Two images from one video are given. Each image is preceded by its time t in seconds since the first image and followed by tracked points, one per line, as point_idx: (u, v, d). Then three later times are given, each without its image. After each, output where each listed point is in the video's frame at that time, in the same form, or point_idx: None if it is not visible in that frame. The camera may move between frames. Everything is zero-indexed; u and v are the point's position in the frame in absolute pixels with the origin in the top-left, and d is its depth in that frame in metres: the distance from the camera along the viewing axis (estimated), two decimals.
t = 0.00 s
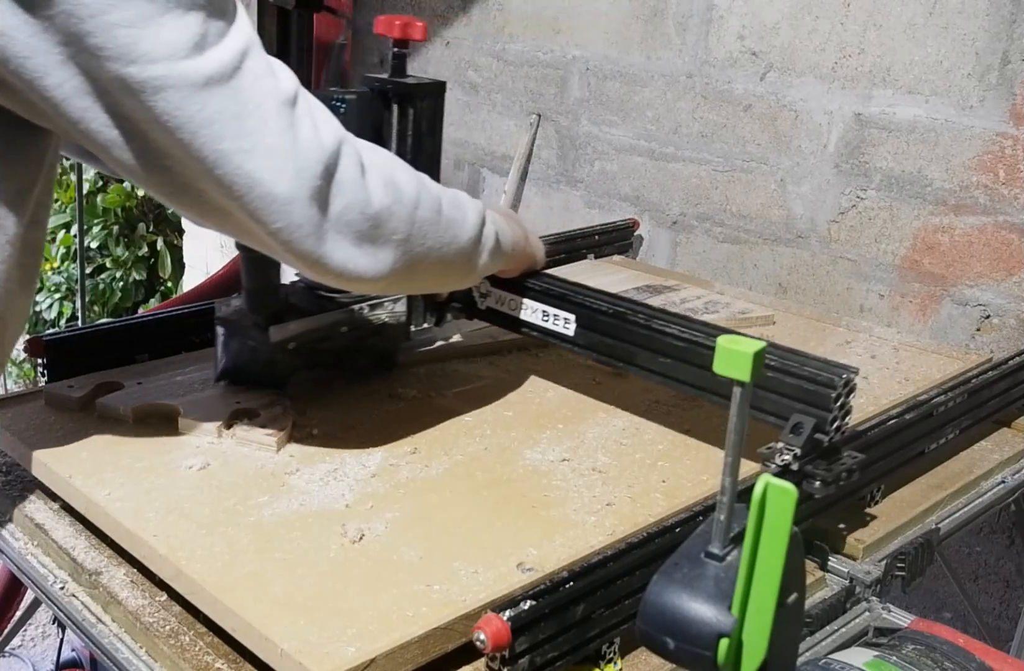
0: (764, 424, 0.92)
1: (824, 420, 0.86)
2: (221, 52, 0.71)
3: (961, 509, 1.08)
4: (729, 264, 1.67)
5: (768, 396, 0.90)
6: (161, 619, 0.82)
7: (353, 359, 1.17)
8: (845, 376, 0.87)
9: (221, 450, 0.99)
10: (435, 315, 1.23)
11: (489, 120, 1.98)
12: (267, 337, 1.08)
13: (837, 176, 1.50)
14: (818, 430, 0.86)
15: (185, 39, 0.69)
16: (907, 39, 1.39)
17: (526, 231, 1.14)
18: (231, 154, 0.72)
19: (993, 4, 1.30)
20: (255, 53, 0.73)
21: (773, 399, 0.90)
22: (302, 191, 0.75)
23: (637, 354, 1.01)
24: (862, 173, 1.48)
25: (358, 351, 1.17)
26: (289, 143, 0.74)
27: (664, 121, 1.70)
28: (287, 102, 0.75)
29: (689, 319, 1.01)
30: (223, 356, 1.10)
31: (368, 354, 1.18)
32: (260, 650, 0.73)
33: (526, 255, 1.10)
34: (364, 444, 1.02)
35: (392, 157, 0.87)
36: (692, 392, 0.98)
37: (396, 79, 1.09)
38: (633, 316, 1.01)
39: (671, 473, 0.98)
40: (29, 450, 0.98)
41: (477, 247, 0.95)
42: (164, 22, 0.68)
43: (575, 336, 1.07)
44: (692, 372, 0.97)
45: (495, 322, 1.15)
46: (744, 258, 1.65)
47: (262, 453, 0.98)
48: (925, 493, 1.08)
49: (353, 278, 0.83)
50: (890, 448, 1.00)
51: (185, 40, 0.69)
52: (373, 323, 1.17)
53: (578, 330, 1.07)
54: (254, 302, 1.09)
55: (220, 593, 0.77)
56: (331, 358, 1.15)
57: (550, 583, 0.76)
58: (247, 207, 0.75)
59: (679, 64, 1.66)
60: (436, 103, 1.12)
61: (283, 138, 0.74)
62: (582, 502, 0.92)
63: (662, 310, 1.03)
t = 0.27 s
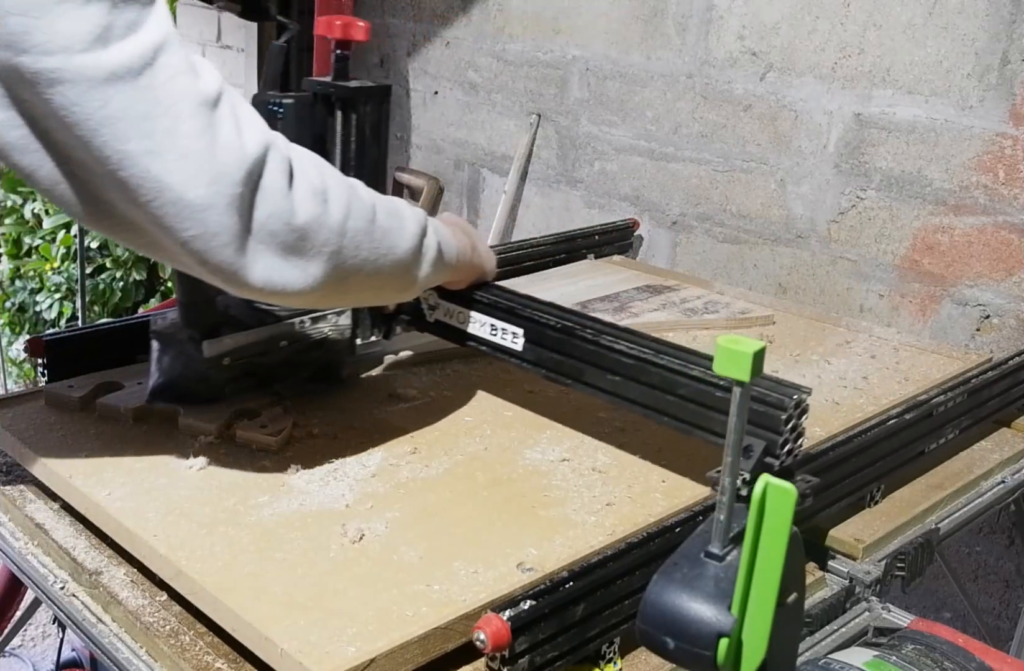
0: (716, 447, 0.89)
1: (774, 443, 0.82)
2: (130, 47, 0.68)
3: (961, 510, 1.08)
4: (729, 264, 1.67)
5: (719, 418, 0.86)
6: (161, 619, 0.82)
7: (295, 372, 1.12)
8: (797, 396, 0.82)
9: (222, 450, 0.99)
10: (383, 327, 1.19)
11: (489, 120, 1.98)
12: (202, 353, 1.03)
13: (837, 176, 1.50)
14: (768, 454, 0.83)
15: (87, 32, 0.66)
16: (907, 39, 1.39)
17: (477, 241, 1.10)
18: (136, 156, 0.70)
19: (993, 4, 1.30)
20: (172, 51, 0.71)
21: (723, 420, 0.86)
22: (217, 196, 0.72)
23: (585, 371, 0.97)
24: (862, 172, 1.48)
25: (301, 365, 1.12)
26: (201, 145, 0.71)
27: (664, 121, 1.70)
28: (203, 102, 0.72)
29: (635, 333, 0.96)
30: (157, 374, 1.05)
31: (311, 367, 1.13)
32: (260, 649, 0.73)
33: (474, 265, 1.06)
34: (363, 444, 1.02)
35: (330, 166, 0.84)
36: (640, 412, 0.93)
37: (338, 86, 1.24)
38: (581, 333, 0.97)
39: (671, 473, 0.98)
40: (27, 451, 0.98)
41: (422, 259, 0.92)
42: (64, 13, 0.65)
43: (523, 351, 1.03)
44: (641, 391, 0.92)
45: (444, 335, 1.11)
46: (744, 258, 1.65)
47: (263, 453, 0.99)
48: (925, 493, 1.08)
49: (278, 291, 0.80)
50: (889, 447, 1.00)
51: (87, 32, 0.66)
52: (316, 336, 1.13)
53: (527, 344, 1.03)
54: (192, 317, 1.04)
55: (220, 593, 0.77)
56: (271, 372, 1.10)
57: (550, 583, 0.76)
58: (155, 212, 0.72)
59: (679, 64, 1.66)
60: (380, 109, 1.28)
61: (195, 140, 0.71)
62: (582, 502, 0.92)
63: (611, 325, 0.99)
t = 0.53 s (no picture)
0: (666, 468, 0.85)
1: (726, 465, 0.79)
2: (38, 42, 0.66)
3: (961, 510, 1.08)
4: (729, 264, 1.67)
5: (670, 438, 0.83)
6: (161, 619, 0.82)
7: (242, 388, 1.07)
8: (753, 415, 0.79)
9: (222, 450, 0.99)
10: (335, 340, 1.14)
11: (489, 120, 1.98)
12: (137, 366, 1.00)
13: (837, 176, 1.51)
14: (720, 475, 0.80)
15: None
16: (907, 39, 1.40)
17: (428, 253, 1.06)
18: (43, 155, 0.67)
19: (993, 4, 1.31)
20: (85, 47, 0.68)
21: (674, 439, 0.83)
22: (132, 200, 0.70)
23: (536, 387, 0.93)
24: (862, 173, 1.48)
25: (247, 380, 1.06)
26: (117, 146, 0.69)
27: (664, 121, 1.70)
28: (120, 101, 0.69)
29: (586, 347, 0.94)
30: (96, 391, 1.01)
31: (257, 382, 1.07)
32: (260, 649, 0.73)
33: (424, 278, 1.03)
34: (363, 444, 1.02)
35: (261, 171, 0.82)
36: (592, 432, 0.90)
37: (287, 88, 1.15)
38: (532, 346, 0.93)
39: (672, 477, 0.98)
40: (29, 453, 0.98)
41: (359, 266, 0.90)
42: None
43: (474, 365, 0.99)
44: (591, 408, 0.89)
45: (397, 348, 1.07)
46: (744, 258, 1.65)
47: (263, 453, 0.99)
48: (925, 493, 1.08)
49: (200, 300, 0.78)
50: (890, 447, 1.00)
51: None
52: (261, 350, 1.07)
53: (478, 359, 0.98)
54: (131, 329, 1.02)
55: (220, 594, 0.77)
56: (213, 387, 1.05)
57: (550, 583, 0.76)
58: (65, 219, 0.69)
59: (678, 64, 1.66)
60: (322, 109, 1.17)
61: (109, 142, 0.68)
62: (582, 502, 0.92)
63: (564, 339, 0.95)
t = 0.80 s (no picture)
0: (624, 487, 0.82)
1: (684, 486, 0.77)
2: None
3: (961, 510, 1.08)
4: (729, 264, 1.66)
5: (626, 457, 0.81)
6: (161, 619, 0.82)
7: (194, 399, 1.04)
8: (708, 434, 0.77)
9: (222, 450, 0.99)
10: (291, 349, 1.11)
11: (489, 120, 1.98)
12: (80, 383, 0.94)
13: (837, 176, 1.50)
14: (678, 495, 0.77)
15: None
16: (907, 39, 1.40)
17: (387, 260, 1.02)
18: None
19: (993, 4, 1.31)
20: None
21: (630, 459, 0.80)
22: (49, 207, 0.66)
23: (492, 401, 0.90)
24: (862, 173, 1.48)
25: (199, 393, 1.03)
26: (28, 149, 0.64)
27: (664, 121, 1.69)
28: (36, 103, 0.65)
29: (544, 359, 0.90)
30: (43, 406, 0.97)
31: (210, 394, 1.04)
32: (260, 649, 0.72)
33: (381, 287, 0.98)
34: (364, 443, 1.02)
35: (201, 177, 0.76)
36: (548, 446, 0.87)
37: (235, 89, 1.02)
38: (488, 359, 0.90)
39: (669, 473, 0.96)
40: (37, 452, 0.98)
41: (311, 277, 0.83)
42: None
43: (430, 378, 0.95)
44: (547, 424, 0.86)
45: (353, 358, 1.03)
46: (744, 258, 1.65)
47: (262, 452, 0.99)
48: (925, 493, 1.08)
49: (128, 312, 0.73)
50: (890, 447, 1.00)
51: None
52: (213, 362, 1.03)
53: (434, 371, 0.95)
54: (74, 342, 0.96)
55: (220, 594, 0.77)
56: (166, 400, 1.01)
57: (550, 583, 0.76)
58: None
59: (679, 64, 1.66)
60: (283, 119, 1.05)
61: (20, 145, 0.64)
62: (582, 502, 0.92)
63: (522, 352, 0.92)
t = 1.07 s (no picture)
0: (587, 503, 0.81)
1: (647, 504, 0.75)
2: None
3: (961, 510, 1.08)
4: (729, 264, 1.66)
5: (587, 473, 0.79)
6: (160, 619, 0.82)
7: (155, 411, 1.00)
8: (671, 449, 0.75)
9: (222, 450, 0.99)
10: (255, 358, 1.10)
11: (489, 120, 1.98)
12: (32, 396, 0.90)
13: (837, 176, 1.50)
14: (640, 513, 0.75)
15: None
16: (907, 39, 1.40)
17: (349, 267, 1.00)
18: None
19: (993, 4, 1.31)
20: None
21: (591, 474, 0.78)
22: None
23: (455, 413, 0.88)
24: (862, 172, 1.48)
25: (159, 404, 1.00)
26: None
27: (664, 121, 1.69)
28: None
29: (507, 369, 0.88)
30: None
31: (171, 405, 1.01)
32: (260, 649, 0.73)
33: (340, 296, 0.96)
34: (364, 443, 1.02)
35: (147, 185, 0.76)
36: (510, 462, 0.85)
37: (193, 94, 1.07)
38: (449, 368, 0.88)
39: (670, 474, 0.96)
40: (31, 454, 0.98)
41: (262, 287, 0.82)
42: None
43: (392, 389, 0.93)
44: (510, 437, 0.84)
45: (316, 368, 1.01)
46: (744, 258, 1.64)
47: (262, 452, 0.99)
48: (925, 492, 1.08)
49: (66, 322, 0.72)
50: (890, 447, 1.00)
51: None
52: (171, 371, 0.99)
53: (396, 382, 0.93)
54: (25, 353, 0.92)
55: (220, 594, 0.77)
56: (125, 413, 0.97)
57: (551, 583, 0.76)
58: None
59: (679, 64, 1.65)
60: (241, 122, 1.10)
61: None
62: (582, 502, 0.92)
63: (485, 362, 0.90)
